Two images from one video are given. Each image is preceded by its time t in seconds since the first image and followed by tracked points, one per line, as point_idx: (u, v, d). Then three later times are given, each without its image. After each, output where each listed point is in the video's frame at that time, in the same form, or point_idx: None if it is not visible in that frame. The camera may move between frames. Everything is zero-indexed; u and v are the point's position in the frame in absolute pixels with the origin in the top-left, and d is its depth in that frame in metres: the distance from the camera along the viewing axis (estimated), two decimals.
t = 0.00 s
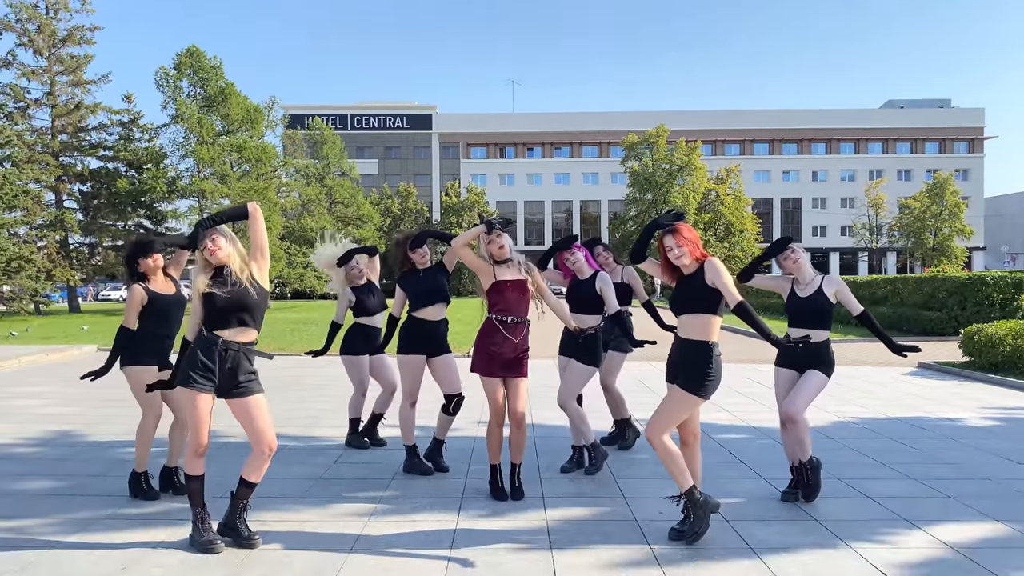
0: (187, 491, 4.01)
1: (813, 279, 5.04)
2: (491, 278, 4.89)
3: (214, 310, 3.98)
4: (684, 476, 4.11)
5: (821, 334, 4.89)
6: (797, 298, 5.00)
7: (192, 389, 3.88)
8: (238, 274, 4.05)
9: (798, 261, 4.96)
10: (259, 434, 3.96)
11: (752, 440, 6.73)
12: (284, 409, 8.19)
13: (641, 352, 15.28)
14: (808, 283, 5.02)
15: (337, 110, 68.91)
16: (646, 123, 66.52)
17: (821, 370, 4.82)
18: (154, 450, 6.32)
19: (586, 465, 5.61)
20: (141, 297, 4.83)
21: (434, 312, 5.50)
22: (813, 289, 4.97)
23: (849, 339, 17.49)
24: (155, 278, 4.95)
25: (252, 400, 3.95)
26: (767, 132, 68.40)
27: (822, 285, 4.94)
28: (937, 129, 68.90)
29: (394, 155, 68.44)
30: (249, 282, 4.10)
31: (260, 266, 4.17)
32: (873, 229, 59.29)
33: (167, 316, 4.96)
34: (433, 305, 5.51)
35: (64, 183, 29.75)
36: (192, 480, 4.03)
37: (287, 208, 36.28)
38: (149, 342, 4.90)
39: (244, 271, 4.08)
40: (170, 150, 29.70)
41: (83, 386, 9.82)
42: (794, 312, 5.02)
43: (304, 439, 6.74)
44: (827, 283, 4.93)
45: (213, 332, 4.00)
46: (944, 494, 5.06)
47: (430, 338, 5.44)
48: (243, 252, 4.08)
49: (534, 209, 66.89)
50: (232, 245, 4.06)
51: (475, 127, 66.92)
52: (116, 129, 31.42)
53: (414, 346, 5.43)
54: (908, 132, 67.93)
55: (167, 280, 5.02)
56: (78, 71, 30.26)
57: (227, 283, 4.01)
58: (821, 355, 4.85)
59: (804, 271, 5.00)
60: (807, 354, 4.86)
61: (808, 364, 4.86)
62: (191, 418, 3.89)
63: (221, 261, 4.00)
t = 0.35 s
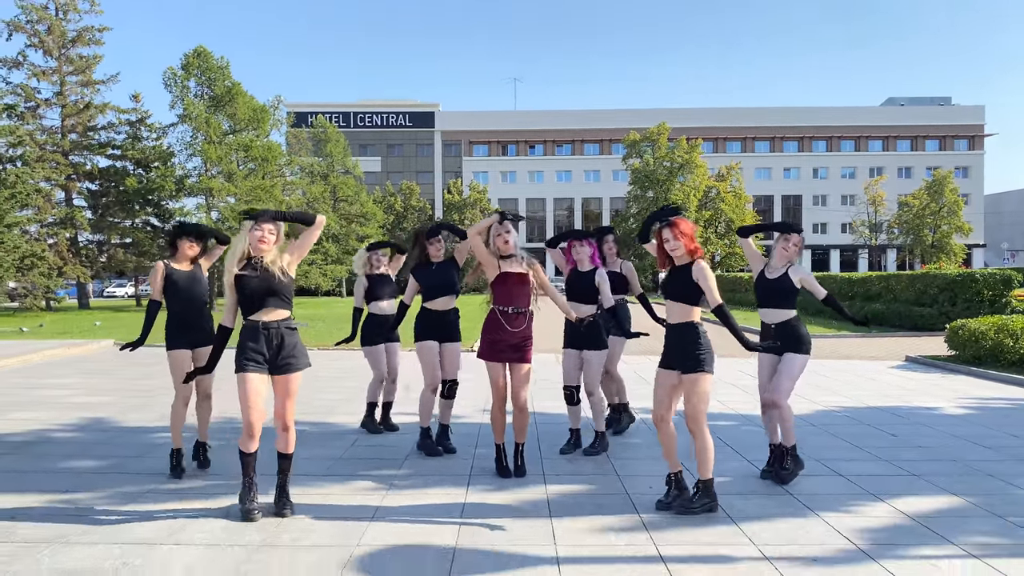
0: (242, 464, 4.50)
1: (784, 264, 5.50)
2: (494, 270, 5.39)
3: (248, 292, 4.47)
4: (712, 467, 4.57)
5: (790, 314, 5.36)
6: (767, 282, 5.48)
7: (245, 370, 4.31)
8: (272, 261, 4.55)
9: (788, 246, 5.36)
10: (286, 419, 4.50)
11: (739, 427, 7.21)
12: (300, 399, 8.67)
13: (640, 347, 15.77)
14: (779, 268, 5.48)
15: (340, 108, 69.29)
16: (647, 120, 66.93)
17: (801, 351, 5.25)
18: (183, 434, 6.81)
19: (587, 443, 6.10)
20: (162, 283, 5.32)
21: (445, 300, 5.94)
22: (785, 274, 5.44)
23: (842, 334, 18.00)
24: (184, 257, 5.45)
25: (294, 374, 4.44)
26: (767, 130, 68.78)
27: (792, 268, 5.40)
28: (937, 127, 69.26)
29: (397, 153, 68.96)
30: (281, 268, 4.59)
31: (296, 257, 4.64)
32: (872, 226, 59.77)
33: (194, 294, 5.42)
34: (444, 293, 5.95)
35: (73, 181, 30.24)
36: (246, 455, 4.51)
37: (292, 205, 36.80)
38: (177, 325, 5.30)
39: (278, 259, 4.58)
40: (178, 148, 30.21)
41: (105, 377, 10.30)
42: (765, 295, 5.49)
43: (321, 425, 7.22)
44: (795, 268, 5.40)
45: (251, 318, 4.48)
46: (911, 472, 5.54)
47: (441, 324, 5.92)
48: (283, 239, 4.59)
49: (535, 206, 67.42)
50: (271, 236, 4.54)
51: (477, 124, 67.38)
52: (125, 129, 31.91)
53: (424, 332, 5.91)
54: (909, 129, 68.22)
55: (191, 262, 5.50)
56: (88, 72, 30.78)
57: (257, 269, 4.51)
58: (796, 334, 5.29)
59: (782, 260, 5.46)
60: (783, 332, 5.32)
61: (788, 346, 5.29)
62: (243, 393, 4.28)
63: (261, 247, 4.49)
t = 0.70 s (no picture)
0: (268, 451, 4.89)
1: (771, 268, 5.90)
2: (492, 273, 5.78)
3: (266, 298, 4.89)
4: (692, 453, 4.94)
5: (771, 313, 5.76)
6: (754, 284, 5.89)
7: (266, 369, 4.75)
8: (295, 269, 4.96)
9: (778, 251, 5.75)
10: (307, 412, 4.92)
11: (727, 418, 7.64)
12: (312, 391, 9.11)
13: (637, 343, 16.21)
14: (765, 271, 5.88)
15: (342, 105, 69.62)
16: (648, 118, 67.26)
17: (789, 348, 5.67)
18: (205, 424, 7.26)
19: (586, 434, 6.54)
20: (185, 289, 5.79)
21: (452, 302, 6.35)
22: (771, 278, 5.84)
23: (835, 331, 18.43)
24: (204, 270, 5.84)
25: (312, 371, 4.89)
26: (767, 127, 69.07)
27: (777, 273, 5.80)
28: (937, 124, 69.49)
29: (399, 150, 69.42)
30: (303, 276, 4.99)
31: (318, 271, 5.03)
32: (871, 224, 60.11)
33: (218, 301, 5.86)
34: (450, 296, 6.35)
35: (81, 179, 30.64)
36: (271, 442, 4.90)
37: (295, 202, 37.22)
38: (200, 330, 5.76)
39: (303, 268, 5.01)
40: (184, 147, 30.64)
41: (123, 371, 10.76)
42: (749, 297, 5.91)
43: (333, 415, 7.66)
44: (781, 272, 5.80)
45: (273, 321, 4.90)
46: (883, 458, 5.98)
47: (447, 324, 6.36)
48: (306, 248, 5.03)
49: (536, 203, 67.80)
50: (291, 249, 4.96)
51: (478, 122, 67.74)
52: (131, 127, 32.34)
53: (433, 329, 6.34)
54: (909, 127, 68.43)
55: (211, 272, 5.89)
56: (94, 71, 31.19)
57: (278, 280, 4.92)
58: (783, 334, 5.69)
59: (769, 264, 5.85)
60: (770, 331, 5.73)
61: (776, 346, 5.71)
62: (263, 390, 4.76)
63: (285, 256, 4.93)
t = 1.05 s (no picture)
0: (235, 440, 5.14)
1: (774, 271, 5.91)
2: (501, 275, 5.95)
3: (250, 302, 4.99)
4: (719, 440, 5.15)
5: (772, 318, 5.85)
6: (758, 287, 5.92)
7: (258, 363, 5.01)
8: (280, 274, 5.06)
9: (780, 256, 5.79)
10: (311, 404, 5.16)
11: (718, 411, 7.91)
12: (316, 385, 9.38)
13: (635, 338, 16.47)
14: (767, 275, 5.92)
15: (342, 100, 69.71)
16: (647, 113, 67.40)
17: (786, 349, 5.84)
18: (214, 417, 7.53)
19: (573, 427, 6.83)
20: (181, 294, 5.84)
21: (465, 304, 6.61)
22: (771, 281, 5.88)
23: (830, 326, 18.71)
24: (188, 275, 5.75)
25: (303, 368, 5.01)
26: (766, 122, 69.21)
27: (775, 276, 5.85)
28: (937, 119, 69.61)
29: (399, 144, 69.59)
30: (288, 282, 5.05)
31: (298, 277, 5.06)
32: (870, 219, 60.36)
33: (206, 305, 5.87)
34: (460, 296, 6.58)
35: (83, 174, 30.84)
36: (238, 432, 5.11)
37: (296, 197, 37.45)
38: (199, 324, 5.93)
39: (288, 272, 5.08)
40: (185, 143, 30.85)
41: (131, 365, 11.02)
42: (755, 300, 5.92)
43: (337, 408, 7.94)
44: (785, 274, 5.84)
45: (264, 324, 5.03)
46: (865, 450, 6.24)
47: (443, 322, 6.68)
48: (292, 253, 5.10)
49: (535, 197, 68.04)
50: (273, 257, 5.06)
51: (479, 116, 67.92)
52: (132, 122, 32.54)
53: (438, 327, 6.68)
54: (908, 122, 68.58)
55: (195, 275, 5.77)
56: (96, 67, 31.37)
57: (265, 287, 5.02)
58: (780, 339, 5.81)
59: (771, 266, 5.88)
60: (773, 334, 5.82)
61: (771, 347, 5.85)
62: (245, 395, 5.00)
63: (270, 263, 5.06)
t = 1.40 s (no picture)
0: (201, 432, 5.18)
1: (788, 267, 5.86)
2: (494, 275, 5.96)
3: (222, 308, 4.94)
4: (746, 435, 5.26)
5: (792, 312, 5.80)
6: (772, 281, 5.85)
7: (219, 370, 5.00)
8: (252, 277, 4.98)
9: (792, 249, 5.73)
10: (279, 402, 5.13)
11: (716, 409, 7.92)
12: (316, 382, 9.38)
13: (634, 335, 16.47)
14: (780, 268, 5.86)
15: (341, 95, 69.56)
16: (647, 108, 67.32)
17: (804, 345, 5.79)
18: (214, 414, 7.53)
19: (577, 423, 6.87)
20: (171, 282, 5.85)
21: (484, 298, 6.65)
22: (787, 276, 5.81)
23: (829, 323, 18.73)
24: (179, 270, 5.82)
25: (269, 371, 4.99)
26: (765, 118, 69.16)
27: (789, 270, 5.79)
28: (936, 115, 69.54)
29: (398, 140, 69.51)
30: (259, 285, 4.99)
31: (271, 278, 5.00)
32: (870, 215, 60.40)
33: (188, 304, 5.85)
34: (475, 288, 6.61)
35: (83, 170, 30.81)
36: (202, 425, 5.18)
37: (296, 192, 37.37)
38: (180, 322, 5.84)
39: (260, 274, 5.00)
40: (184, 138, 30.82)
41: (131, 361, 11.02)
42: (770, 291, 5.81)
43: (337, 405, 7.94)
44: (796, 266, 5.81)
45: (235, 325, 5.00)
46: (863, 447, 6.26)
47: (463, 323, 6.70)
48: (263, 254, 5.00)
49: (535, 193, 68.04)
50: (245, 260, 4.98)
51: (478, 111, 67.86)
52: (131, 118, 32.48)
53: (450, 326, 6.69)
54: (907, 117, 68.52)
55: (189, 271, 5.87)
56: (95, 62, 31.33)
57: (237, 290, 4.97)
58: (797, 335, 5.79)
59: (784, 261, 5.84)
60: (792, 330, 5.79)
61: (786, 342, 5.81)
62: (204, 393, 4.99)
63: (241, 265, 4.97)
